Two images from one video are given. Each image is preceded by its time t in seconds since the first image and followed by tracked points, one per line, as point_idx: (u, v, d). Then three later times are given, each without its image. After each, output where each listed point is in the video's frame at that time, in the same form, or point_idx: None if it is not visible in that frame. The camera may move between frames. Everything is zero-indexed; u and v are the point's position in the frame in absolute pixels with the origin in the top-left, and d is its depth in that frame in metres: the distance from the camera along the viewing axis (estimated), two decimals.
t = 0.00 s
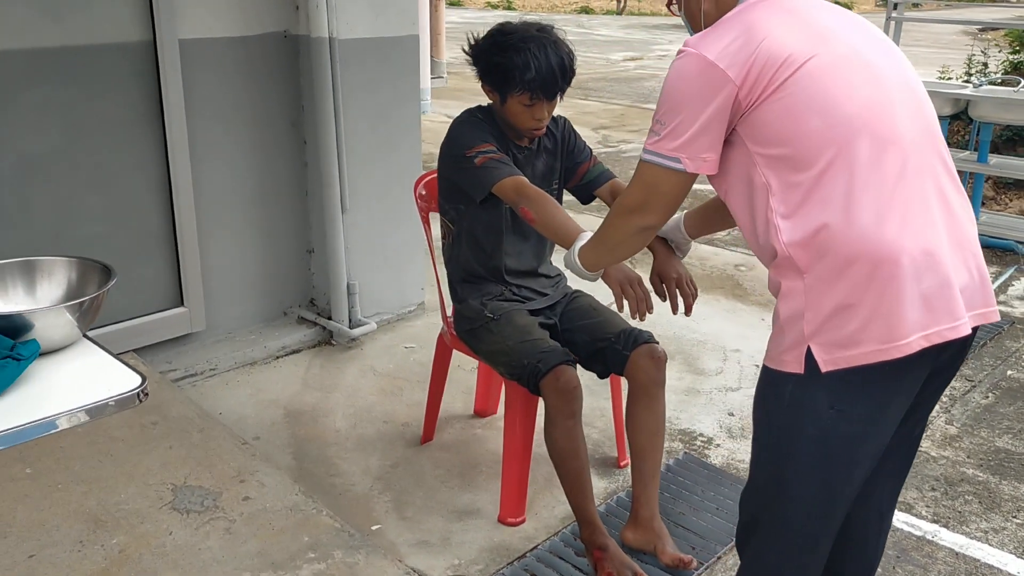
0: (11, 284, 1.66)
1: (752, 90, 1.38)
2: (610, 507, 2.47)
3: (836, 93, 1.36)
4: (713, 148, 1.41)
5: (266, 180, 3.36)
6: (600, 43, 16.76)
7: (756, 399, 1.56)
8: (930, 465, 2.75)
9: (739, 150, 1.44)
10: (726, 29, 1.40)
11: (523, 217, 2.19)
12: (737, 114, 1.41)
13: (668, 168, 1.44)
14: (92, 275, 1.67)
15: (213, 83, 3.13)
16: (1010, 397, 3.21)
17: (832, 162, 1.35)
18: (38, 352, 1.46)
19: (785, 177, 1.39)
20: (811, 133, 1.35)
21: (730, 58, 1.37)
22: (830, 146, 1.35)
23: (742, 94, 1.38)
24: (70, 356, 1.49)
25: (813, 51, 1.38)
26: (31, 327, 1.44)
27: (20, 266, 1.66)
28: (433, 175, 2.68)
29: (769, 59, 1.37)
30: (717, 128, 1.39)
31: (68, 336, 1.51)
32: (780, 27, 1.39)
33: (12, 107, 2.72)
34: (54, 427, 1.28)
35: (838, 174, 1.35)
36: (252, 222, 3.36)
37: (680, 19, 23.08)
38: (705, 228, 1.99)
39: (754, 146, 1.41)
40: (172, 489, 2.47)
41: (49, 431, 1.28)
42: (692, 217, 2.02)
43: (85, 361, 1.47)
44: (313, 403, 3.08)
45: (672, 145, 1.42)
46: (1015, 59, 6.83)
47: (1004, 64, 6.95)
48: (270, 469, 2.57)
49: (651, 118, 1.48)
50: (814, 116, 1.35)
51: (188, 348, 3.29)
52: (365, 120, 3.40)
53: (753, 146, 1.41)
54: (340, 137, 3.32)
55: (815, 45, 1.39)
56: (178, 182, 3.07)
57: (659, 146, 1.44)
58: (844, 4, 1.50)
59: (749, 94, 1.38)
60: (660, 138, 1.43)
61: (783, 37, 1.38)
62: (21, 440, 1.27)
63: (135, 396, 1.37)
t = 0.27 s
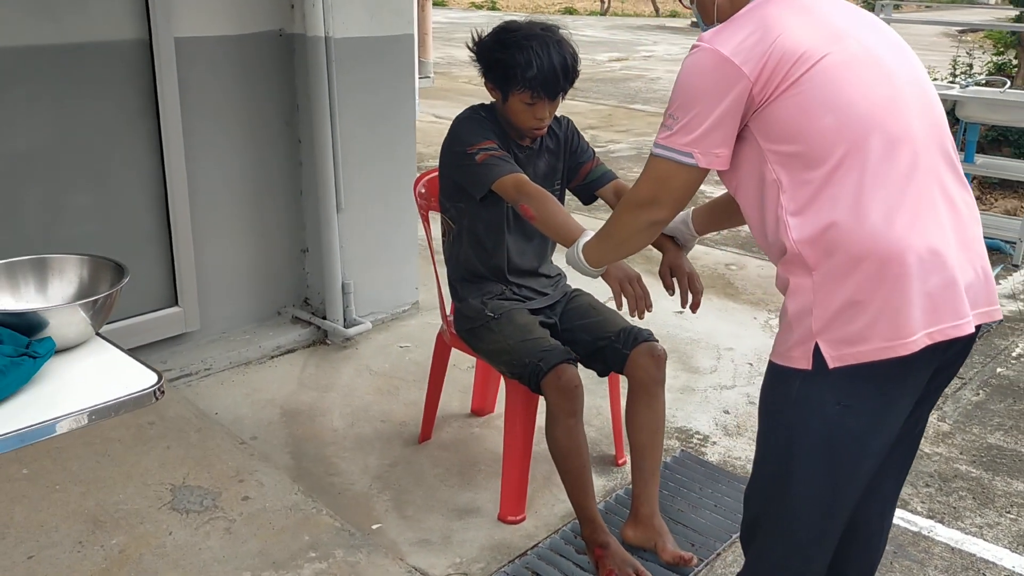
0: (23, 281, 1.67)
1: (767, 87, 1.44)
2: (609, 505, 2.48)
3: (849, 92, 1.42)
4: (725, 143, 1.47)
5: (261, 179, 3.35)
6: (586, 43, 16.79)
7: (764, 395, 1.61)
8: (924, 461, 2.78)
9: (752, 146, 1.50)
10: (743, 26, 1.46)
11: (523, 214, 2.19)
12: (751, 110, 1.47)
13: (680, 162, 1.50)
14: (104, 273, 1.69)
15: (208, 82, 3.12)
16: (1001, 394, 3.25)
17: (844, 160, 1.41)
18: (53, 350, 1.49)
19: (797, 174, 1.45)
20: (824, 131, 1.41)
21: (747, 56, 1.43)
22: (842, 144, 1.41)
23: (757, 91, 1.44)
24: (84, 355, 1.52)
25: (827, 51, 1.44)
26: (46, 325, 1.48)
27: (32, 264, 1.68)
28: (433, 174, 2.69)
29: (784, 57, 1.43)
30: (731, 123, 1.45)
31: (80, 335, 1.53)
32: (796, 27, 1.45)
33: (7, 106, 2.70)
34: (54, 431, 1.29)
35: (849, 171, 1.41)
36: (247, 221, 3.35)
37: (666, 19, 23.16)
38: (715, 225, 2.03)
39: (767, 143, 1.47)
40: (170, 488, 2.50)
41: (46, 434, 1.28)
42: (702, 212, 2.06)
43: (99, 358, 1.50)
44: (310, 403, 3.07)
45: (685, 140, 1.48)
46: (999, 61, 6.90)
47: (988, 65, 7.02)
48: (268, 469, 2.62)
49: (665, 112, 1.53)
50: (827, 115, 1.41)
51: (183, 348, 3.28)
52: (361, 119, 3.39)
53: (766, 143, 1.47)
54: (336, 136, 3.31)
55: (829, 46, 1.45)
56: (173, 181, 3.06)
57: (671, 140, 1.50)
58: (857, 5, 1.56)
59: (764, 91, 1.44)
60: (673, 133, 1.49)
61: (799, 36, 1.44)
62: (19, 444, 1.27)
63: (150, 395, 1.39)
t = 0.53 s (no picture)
0: (18, 284, 1.66)
1: (764, 88, 1.45)
2: (600, 506, 2.49)
3: (846, 94, 1.44)
4: (720, 143, 1.48)
5: (251, 181, 3.34)
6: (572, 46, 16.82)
7: (755, 396, 1.62)
8: (911, 462, 2.80)
9: (747, 146, 1.51)
10: (742, 26, 1.47)
11: (513, 220, 2.22)
12: (748, 111, 1.48)
13: (676, 162, 1.50)
14: (101, 275, 1.68)
15: (198, 84, 3.11)
16: (986, 394, 3.28)
17: (838, 162, 1.43)
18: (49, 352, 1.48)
19: (792, 175, 1.46)
20: (819, 133, 1.43)
21: (746, 56, 1.45)
22: (837, 147, 1.43)
23: (754, 91, 1.46)
24: (80, 357, 1.52)
25: (825, 53, 1.46)
26: (42, 327, 1.47)
27: (26, 266, 1.67)
28: (424, 176, 2.69)
29: (783, 58, 1.45)
30: (726, 123, 1.47)
31: (77, 337, 1.53)
32: (795, 28, 1.47)
33: None
34: (44, 436, 1.29)
35: (843, 173, 1.43)
36: (236, 224, 3.34)
37: (651, 22, 23.25)
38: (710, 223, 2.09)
39: (762, 143, 1.48)
40: (160, 493, 2.49)
41: (36, 439, 1.28)
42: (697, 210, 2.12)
43: (94, 361, 1.50)
44: (299, 406, 3.07)
45: (681, 139, 1.49)
46: (981, 65, 6.97)
47: (971, 69, 7.09)
48: (260, 473, 2.62)
49: (661, 110, 1.54)
50: (823, 117, 1.43)
51: (171, 351, 3.26)
52: (350, 121, 3.39)
53: (761, 143, 1.48)
54: (326, 139, 3.31)
55: (828, 48, 1.47)
56: (162, 183, 3.05)
57: (667, 138, 1.51)
58: (855, 8, 1.58)
59: (761, 91, 1.46)
60: (670, 131, 1.50)
61: (798, 37, 1.46)
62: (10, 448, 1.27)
63: (147, 397, 1.40)
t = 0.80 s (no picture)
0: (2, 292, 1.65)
1: (753, 96, 1.46)
2: (587, 512, 2.50)
3: (833, 103, 1.45)
4: (708, 150, 1.49)
5: (238, 187, 3.33)
6: (560, 52, 16.86)
7: (742, 403, 1.63)
8: (897, 467, 2.82)
9: (735, 154, 1.52)
10: (731, 34, 1.48)
11: (501, 225, 2.24)
12: (736, 118, 1.49)
13: (664, 167, 1.52)
14: (86, 283, 1.67)
15: (184, 89, 3.10)
16: (970, 399, 3.30)
17: (826, 170, 1.44)
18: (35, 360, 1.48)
19: (779, 183, 1.47)
20: (807, 142, 1.44)
21: (735, 64, 1.45)
22: (824, 155, 1.44)
23: (742, 99, 1.46)
24: (66, 364, 1.52)
25: (814, 62, 1.47)
26: (27, 335, 1.46)
27: (11, 274, 1.66)
28: (411, 182, 2.69)
29: (771, 67, 1.46)
30: (715, 130, 1.48)
31: (62, 344, 1.52)
32: (784, 37, 1.48)
33: None
34: (30, 444, 1.28)
35: (830, 182, 1.44)
36: (223, 230, 3.33)
37: (639, 29, 23.33)
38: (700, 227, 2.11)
39: (750, 151, 1.49)
40: (146, 500, 2.48)
41: (23, 447, 1.27)
42: (688, 211, 2.13)
43: (81, 369, 1.49)
44: (286, 412, 3.06)
45: (669, 145, 1.50)
46: (966, 72, 7.02)
47: (956, 76, 7.15)
48: (246, 480, 2.61)
49: (649, 116, 1.55)
50: (811, 125, 1.44)
51: (157, 357, 3.25)
52: (338, 127, 3.39)
53: (749, 151, 1.49)
54: (313, 144, 3.30)
55: (816, 57, 1.48)
56: (149, 189, 3.03)
57: (655, 144, 1.52)
58: (843, 18, 1.59)
59: (750, 99, 1.47)
60: (657, 138, 1.51)
61: (787, 46, 1.47)
62: None
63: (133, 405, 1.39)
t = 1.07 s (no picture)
0: None
1: (738, 105, 1.47)
2: (575, 520, 2.49)
3: (818, 113, 1.46)
4: (693, 158, 1.50)
5: (225, 195, 3.32)
6: (549, 59, 16.90)
7: (727, 412, 1.63)
8: (883, 474, 2.83)
9: (721, 163, 1.53)
10: (717, 43, 1.49)
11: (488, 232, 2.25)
12: (722, 127, 1.50)
13: (648, 175, 1.52)
14: (69, 292, 1.67)
15: (172, 97, 3.09)
16: (956, 406, 3.32)
17: (811, 181, 1.45)
18: (16, 371, 1.46)
19: (764, 192, 1.48)
20: (792, 152, 1.45)
21: (721, 73, 1.46)
22: (809, 166, 1.45)
23: (728, 108, 1.47)
24: (49, 374, 1.51)
25: (799, 72, 1.48)
26: (8, 345, 1.45)
27: None
28: (398, 190, 2.69)
29: (757, 76, 1.46)
30: (700, 139, 1.48)
31: (45, 354, 1.51)
32: (770, 47, 1.48)
33: None
34: (15, 454, 1.27)
35: (815, 192, 1.45)
36: (210, 237, 3.32)
37: (628, 36, 23.41)
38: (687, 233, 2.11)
39: (736, 160, 1.50)
40: (131, 509, 2.46)
41: (7, 458, 1.27)
42: (675, 216, 2.13)
43: (63, 380, 1.48)
44: (273, 420, 3.04)
45: (654, 153, 1.51)
46: (951, 80, 7.07)
47: (942, 84, 7.20)
48: (232, 488, 2.59)
49: (635, 124, 1.56)
50: (796, 135, 1.45)
51: (143, 365, 3.23)
52: (326, 135, 3.39)
53: (735, 161, 1.50)
54: (301, 151, 3.30)
55: (801, 67, 1.49)
56: (135, 197, 3.02)
57: (640, 151, 1.52)
58: (829, 28, 1.60)
59: (735, 109, 1.47)
60: (642, 146, 1.52)
61: (772, 56, 1.48)
62: None
63: (116, 415, 1.38)
